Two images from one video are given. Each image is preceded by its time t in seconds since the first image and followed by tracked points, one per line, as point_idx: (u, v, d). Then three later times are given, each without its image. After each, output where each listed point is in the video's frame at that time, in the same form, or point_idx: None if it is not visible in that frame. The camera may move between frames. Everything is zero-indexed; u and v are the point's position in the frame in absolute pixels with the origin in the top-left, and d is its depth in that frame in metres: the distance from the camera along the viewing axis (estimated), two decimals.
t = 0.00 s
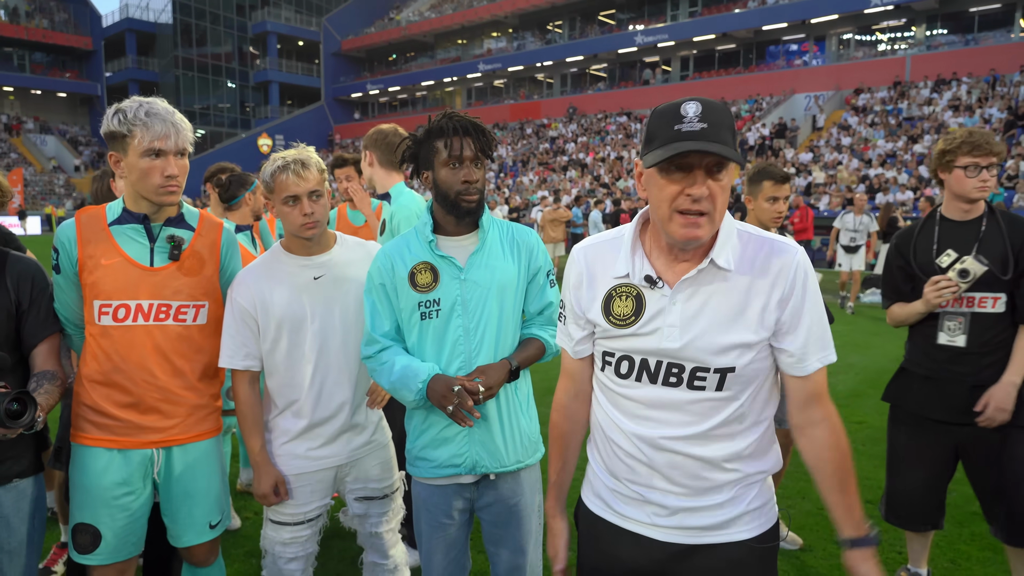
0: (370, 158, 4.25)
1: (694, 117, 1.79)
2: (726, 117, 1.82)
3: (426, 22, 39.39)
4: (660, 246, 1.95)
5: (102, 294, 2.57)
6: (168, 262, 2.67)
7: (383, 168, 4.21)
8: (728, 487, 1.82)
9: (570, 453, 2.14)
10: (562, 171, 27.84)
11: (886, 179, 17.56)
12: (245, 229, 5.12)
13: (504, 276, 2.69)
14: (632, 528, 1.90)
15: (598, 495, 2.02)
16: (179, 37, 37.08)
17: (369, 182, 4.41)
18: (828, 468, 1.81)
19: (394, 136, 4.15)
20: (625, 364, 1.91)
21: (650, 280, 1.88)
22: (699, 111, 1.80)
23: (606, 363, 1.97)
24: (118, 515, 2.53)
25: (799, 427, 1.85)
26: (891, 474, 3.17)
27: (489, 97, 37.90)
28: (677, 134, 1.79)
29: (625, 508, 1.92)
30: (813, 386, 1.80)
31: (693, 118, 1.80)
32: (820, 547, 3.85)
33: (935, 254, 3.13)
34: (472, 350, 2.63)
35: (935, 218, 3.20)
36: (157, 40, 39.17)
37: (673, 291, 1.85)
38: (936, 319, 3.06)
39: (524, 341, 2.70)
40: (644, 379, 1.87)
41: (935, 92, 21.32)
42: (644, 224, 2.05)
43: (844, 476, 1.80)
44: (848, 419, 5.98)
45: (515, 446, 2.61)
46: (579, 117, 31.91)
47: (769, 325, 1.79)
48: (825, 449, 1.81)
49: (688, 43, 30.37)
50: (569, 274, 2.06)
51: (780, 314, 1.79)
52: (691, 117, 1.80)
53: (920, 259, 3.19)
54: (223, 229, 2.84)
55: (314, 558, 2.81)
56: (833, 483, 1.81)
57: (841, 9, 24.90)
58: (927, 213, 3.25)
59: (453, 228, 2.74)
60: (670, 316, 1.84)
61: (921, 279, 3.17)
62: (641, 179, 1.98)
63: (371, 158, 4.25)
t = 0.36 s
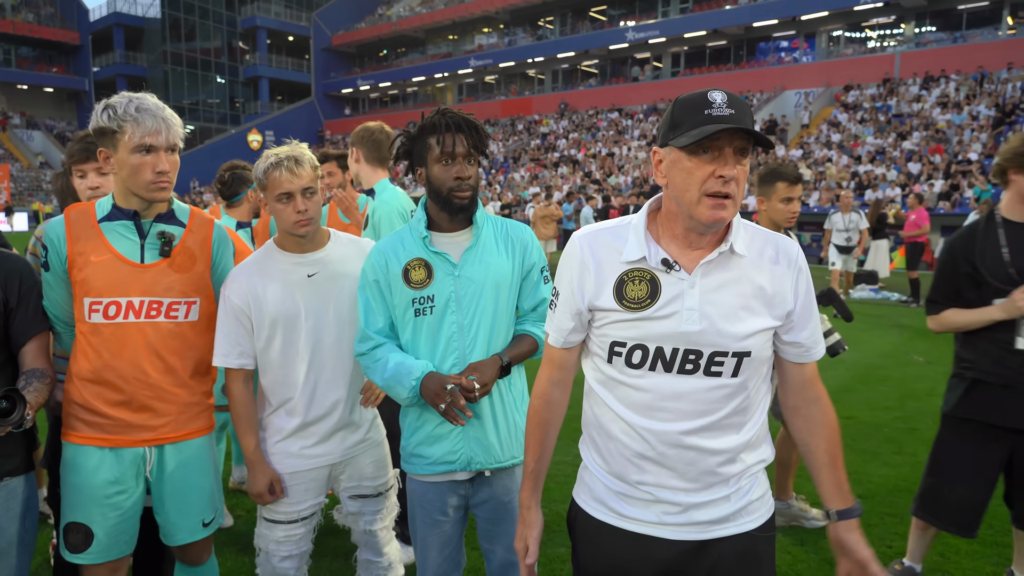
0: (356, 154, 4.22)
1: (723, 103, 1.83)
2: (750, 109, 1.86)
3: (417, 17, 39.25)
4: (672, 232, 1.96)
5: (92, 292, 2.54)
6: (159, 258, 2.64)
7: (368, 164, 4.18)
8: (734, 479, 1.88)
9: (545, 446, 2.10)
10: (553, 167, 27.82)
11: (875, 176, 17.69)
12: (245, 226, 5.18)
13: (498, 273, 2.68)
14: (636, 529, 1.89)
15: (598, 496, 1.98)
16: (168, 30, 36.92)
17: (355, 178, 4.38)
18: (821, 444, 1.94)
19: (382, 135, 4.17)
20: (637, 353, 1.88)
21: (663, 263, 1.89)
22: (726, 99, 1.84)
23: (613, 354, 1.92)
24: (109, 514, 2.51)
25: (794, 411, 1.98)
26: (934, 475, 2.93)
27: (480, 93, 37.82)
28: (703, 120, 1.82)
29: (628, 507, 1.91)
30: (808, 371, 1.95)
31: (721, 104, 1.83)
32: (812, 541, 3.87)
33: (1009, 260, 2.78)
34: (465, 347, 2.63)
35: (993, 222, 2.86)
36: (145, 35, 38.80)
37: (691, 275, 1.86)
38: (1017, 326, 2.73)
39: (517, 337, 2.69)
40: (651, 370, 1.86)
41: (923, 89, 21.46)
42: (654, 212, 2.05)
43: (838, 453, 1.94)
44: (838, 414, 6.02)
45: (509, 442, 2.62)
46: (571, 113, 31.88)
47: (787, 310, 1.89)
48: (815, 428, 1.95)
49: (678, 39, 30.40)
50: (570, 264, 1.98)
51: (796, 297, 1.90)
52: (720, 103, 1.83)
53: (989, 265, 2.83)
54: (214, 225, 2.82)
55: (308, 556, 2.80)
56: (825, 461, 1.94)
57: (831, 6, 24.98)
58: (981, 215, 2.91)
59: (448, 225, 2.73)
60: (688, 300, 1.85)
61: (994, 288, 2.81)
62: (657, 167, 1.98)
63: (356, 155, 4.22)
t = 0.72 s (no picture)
0: (342, 157, 4.20)
1: (707, 95, 1.83)
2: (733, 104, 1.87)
3: (403, 15, 39.13)
4: (659, 220, 1.96)
5: (78, 292, 2.52)
6: (146, 258, 2.62)
7: (353, 165, 4.18)
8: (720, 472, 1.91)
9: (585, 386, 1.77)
10: (540, 166, 27.84)
11: (858, 175, 17.87)
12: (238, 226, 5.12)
13: (487, 273, 2.68)
14: (622, 521, 1.91)
15: (587, 491, 1.98)
16: (151, 27, 36.46)
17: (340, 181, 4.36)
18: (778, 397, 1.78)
19: (366, 136, 4.19)
20: (627, 343, 1.87)
21: (651, 251, 1.90)
22: (709, 92, 1.85)
23: (601, 345, 1.90)
24: (96, 516, 2.49)
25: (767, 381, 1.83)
26: None
27: (466, 91, 37.78)
28: (688, 111, 1.83)
29: (615, 501, 1.92)
30: (786, 345, 1.86)
31: (705, 97, 1.83)
32: (798, 537, 3.92)
33: None
34: (455, 346, 2.63)
35: None
36: (127, 32, 38.35)
37: (677, 263, 1.89)
38: None
39: (507, 336, 2.70)
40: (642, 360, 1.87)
41: (906, 89, 21.69)
42: (641, 204, 2.06)
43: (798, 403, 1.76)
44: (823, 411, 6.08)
45: (499, 440, 2.62)
46: (557, 112, 31.92)
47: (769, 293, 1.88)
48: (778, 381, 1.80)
49: (664, 38, 30.52)
50: (567, 244, 1.97)
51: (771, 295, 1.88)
52: (703, 96, 1.84)
53: None
54: (201, 224, 2.80)
55: (298, 556, 2.80)
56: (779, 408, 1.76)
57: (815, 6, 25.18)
58: None
59: (437, 224, 2.73)
60: (676, 288, 1.87)
61: None
62: (644, 160, 1.99)
63: (343, 157, 4.21)
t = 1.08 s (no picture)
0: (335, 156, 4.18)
1: (668, 120, 1.80)
2: (696, 123, 1.83)
3: (385, 15, 39.01)
4: (628, 245, 1.95)
5: (62, 292, 2.50)
6: (131, 258, 2.60)
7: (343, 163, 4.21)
8: (697, 476, 1.97)
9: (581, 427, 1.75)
10: (523, 166, 27.89)
11: (838, 175, 18.09)
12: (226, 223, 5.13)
13: (475, 273, 2.70)
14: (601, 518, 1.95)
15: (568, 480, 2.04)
16: (128, 25, 35.83)
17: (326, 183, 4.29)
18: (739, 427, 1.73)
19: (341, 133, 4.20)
20: (603, 368, 1.92)
21: (627, 276, 1.93)
22: (673, 117, 1.83)
23: (580, 368, 1.95)
24: (81, 518, 2.47)
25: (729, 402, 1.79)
26: None
27: (449, 91, 37.73)
28: (649, 138, 1.80)
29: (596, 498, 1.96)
30: (752, 356, 1.83)
31: (667, 122, 1.80)
32: (782, 533, 3.97)
33: None
34: (444, 345, 2.63)
35: None
36: (105, 30, 37.84)
37: (649, 288, 1.91)
38: None
39: (495, 336, 2.71)
40: (620, 386, 1.91)
41: (884, 90, 22.00)
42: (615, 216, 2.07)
43: (757, 439, 1.72)
44: (805, 408, 6.15)
45: (487, 440, 2.63)
46: (540, 112, 31.97)
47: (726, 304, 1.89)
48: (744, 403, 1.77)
49: (646, 39, 30.71)
50: (543, 257, 1.99)
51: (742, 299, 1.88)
52: (664, 121, 1.80)
53: None
54: (187, 224, 2.78)
55: (286, 557, 2.79)
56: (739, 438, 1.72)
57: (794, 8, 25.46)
58: None
59: (425, 224, 2.73)
60: (650, 313, 1.90)
61: None
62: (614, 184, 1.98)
63: (342, 158, 4.22)
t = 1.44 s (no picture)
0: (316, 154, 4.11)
1: (660, 110, 1.89)
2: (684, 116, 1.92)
3: (365, 15, 38.86)
4: (618, 236, 2.01)
5: (43, 297, 2.48)
6: (114, 262, 2.58)
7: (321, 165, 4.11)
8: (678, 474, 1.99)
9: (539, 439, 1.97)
10: (504, 167, 27.91)
11: (815, 176, 18.33)
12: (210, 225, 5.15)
13: (457, 276, 2.71)
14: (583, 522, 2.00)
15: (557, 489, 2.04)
16: (104, 24, 35.32)
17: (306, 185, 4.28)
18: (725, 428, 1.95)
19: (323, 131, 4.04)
20: (587, 360, 1.92)
21: (607, 269, 1.94)
22: (662, 106, 1.90)
23: (564, 362, 1.95)
24: (62, 525, 2.45)
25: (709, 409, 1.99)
26: None
27: (430, 92, 37.67)
28: (643, 126, 1.86)
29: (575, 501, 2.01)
30: (744, 364, 2.00)
31: (658, 111, 1.89)
32: (762, 531, 4.03)
33: None
34: (427, 349, 2.64)
35: None
36: (80, 28, 37.28)
37: (634, 280, 1.93)
38: None
39: (476, 339, 2.73)
40: (594, 374, 1.92)
41: (860, 93, 22.32)
42: (598, 219, 2.11)
43: (735, 446, 1.94)
44: (784, 407, 6.24)
45: (471, 442, 2.64)
46: (521, 113, 32.01)
47: (724, 306, 1.97)
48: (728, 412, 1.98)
49: (626, 41, 30.87)
50: (523, 265, 1.97)
51: (730, 299, 1.98)
52: (656, 110, 1.89)
53: None
54: (170, 226, 2.76)
55: (269, 561, 2.78)
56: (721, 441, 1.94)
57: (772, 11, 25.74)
58: None
59: (407, 227, 2.74)
60: (633, 304, 1.92)
61: None
62: (600, 174, 2.01)
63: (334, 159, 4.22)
